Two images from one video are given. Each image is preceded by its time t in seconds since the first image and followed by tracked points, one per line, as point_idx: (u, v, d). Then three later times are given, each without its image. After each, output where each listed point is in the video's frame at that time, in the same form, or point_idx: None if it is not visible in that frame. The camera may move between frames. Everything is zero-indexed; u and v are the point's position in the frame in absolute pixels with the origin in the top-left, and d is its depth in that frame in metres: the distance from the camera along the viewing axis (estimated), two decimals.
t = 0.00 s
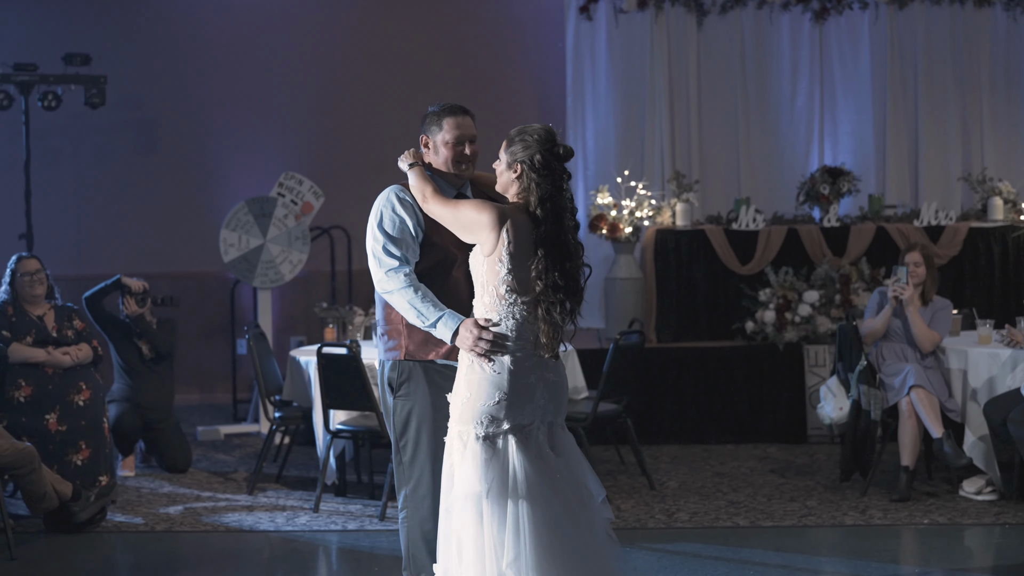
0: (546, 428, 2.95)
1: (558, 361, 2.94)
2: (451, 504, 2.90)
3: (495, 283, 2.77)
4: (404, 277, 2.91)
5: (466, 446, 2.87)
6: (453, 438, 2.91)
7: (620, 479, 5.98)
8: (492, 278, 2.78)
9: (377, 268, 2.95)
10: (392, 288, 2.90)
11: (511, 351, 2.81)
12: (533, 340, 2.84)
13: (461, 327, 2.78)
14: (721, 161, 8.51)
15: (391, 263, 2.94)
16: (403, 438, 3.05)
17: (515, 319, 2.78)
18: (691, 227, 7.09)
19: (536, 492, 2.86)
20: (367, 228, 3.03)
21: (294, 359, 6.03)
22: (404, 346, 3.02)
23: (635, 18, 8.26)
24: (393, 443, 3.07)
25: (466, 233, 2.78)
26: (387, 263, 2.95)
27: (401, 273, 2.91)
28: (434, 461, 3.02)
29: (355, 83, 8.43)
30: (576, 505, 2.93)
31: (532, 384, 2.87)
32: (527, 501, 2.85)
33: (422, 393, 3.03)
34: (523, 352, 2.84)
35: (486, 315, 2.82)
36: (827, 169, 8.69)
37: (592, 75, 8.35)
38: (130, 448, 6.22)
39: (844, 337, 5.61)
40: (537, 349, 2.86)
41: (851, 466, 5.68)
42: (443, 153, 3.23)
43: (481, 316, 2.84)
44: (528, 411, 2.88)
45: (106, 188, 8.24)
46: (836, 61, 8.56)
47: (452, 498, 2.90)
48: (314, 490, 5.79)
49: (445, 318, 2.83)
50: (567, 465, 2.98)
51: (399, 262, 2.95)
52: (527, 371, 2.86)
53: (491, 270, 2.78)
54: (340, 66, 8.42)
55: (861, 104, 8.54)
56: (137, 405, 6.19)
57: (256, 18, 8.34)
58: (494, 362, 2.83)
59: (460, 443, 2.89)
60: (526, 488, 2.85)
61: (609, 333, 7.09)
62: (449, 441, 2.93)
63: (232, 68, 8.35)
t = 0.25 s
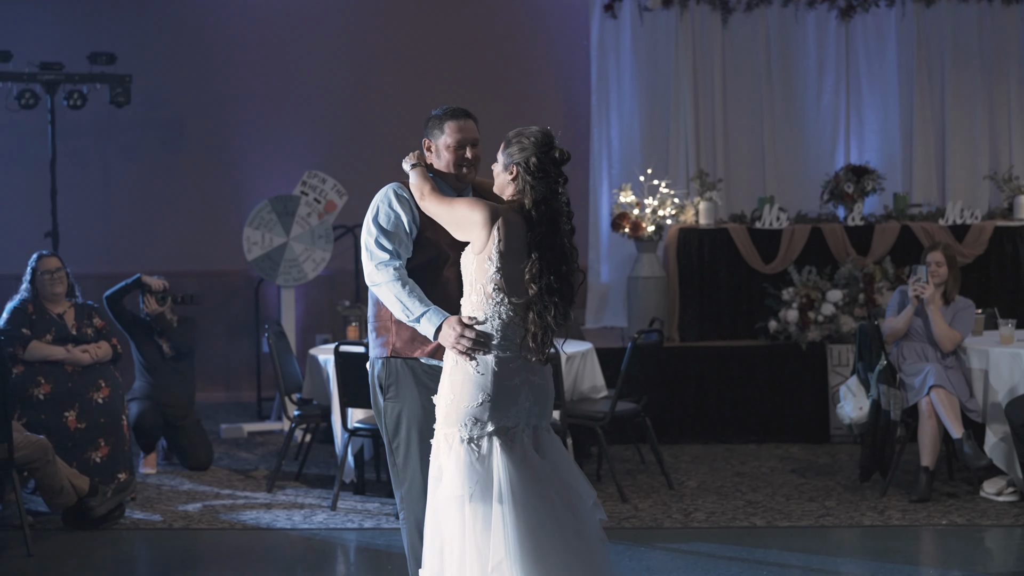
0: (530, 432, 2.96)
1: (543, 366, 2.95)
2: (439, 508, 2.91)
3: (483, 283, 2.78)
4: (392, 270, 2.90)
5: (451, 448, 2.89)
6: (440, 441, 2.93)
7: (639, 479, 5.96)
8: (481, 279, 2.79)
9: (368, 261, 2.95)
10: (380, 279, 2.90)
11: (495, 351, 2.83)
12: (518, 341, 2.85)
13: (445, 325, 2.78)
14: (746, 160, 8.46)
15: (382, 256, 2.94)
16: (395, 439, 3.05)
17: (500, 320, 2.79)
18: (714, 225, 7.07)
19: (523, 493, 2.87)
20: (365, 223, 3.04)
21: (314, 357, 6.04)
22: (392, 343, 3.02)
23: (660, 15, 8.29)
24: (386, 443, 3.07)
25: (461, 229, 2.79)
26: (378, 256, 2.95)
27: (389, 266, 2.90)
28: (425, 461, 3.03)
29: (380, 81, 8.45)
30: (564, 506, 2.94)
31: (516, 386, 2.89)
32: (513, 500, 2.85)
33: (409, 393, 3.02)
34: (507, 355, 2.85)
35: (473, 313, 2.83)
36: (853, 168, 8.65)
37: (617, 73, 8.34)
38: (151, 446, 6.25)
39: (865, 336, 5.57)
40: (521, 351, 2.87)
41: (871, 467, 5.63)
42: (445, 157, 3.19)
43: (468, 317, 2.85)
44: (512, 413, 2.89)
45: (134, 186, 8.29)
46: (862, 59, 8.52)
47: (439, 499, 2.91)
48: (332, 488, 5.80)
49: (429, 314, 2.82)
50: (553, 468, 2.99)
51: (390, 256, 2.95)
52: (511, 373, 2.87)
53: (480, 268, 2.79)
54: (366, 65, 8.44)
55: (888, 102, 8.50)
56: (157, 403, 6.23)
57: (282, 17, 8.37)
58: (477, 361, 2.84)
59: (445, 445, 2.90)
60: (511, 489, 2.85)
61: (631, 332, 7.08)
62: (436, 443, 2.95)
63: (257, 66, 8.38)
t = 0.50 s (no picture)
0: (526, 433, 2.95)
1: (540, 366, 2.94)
2: (437, 509, 2.91)
3: (478, 281, 2.78)
4: (392, 272, 2.88)
5: (449, 448, 2.89)
6: (437, 441, 2.93)
7: (660, 478, 5.94)
8: (477, 278, 2.79)
9: (368, 260, 2.92)
10: (378, 281, 2.87)
11: (490, 350, 2.82)
12: (515, 341, 2.84)
13: (440, 325, 2.79)
14: (774, 158, 8.44)
15: (382, 257, 2.91)
16: (398, 438, 3.04)
17: (495, 320, 2.79)
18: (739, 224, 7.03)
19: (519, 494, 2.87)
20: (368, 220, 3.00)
21: (335, 356, 6.05)
22: (395, 342, 2.99)
23: (687, 14, 8.26)
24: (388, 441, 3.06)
25: (459, 228, 2.79)
26: (377, 257, 2.92)
27: (388, 268, 2.88)
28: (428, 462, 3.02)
29: (408, 80, 8.46)
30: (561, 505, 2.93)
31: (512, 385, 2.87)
32: (509, 501, 2.85)
33: (411, 394, 2.99)
34: (504, 356, 2.85)
35: (469, 313, 2.82)
36: (882, 166, 8.61)
37: (644, 72, 8.32)
38: (174, 443, 6.27)
39: (888, 335, 5.54)
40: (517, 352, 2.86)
41: (893, 466, 5.59)
42: (449, 157, 3.09)
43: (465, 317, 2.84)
44: (508, 413, 2.89)
45: (162, 185, 8.32)
46: (890, 56, 8.48)
47: (437, 500, 2.91)
48: (352, 485, 5.81)
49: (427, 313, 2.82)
50: (551, 467, 2.98)
51: (390, 256, 2.92)
52: (508, 373, 2.86)
53: (477, 267, 2.78)
54: (394, 64, 8.45)
55: (917, 100, 8.46)
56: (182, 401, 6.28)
57: (310, 16, 8.39)
58: (471, 361, 2.84)
59: (443, 446, 2.90)
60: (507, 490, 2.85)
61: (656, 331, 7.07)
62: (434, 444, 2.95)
63: (284, 65, 8.40)
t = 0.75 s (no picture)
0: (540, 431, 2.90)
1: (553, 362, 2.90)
2: (445, 503, 2.90)
3: (483, 281, 2.76)
4: (399, 279, 2.84)
5: (459, 444, 2.88)
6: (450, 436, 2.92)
7: (680, 478, 5.93)
8: (482, 278, 2.77)
9: (376, 267, 2.89)
10: (387, 288, 2.84)
11: (500, 348, 2.80)
12: (524, 339, 2.81)
13: (450, 325, 2.76)
14: (798, 158, 8.42)
15: (389, 263, 2.87)
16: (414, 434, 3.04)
17: (502, 319, 2.77)
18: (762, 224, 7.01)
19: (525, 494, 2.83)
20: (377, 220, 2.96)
21: (354, 356, 6.06)
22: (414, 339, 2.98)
23: (711, 13, 8.25)
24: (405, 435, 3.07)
25: (462, 229, 2.78)
26: (385, 263, 2.88)
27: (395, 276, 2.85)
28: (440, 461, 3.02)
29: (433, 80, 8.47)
30: (575, 503, 2.87)
31: (522, 382, 2.84)
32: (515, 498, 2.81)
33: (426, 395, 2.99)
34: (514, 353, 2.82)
35: (478, 312, 2.80)
36: (907, 166, 8.57)
37: (668, 71, 8.33)
38: (196, 442, 6.29)
39: (906, 336, 5.51)
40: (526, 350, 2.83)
41: (912, 468, 5.56)
42: (454, 152, 3.07)
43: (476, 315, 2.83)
44: (519, 410, 2.85)
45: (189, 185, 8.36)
46: (916, 56, 8.45)
47: (446, 494, 2.90)
48: (370, 485, 5.81)
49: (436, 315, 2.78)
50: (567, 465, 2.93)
51: (397, 261, 2.88)
52: (518, 370, 2.83)
53: (482, 267, 2.77)
54: (419, 64, 8.47)
55: (943, 101, 8.42)
56: (202, 400, 6.29)
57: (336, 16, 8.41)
58: (483, 360, 2.82)
59: (455, 441, 2.89)
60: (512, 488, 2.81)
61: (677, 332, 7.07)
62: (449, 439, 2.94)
63: (310, 64, 8.42)
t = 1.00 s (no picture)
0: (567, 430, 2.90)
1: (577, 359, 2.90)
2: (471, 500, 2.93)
3: (499, 286, 2.81)
4: (421, 292, 2.96)
5: (484, 442, 2.91)
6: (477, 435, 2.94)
7: (699, 479, 5.93)
8: (497, 283, 2.82)
9: (398, 281, 3.01)
10: (409, 302, 2.97)
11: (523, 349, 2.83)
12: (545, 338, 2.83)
13: (475, 331, 2.84)
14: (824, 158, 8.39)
15: (409, 277, 2.99)
16: (443, 430, 3.18)
17: (523, 321, 2.81)
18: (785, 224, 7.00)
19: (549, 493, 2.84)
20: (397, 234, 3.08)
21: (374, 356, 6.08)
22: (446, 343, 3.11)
23: (736, 13, 8.25)
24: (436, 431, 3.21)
25: (473, 238, 2.83)
26: (406, 278, 3.00)
27: (416, 289, 2.97)
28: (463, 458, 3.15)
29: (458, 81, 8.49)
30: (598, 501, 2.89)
31: (546, 380, 2.86)
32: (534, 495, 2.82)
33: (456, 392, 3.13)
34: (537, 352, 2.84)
35: (499, 316, 2.85)
36: (934, 166, 8.52)
37: (692, 71, 8.35)
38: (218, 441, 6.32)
39: (927, 337, 5.48)
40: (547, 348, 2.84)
41: (933, 470, 5.53)
42: (465, 154, 3.08)
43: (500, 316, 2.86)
44: (543, 409, 2.86)
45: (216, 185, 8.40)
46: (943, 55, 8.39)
47: (471, 492, 2.93)
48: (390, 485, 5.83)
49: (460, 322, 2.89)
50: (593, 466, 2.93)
51: (416, 273, 3.00)
52: (542, 370, 2.85)
53: (496, 272, 2.81)
54: (445, 64, 8.49)
55: (970, 101, 8.37)
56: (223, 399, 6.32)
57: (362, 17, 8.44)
58: (507, 360, 2.85)
59: (481, 439, 2.92)
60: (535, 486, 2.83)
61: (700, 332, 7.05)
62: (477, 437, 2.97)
63: (336, 65, 8.46)
